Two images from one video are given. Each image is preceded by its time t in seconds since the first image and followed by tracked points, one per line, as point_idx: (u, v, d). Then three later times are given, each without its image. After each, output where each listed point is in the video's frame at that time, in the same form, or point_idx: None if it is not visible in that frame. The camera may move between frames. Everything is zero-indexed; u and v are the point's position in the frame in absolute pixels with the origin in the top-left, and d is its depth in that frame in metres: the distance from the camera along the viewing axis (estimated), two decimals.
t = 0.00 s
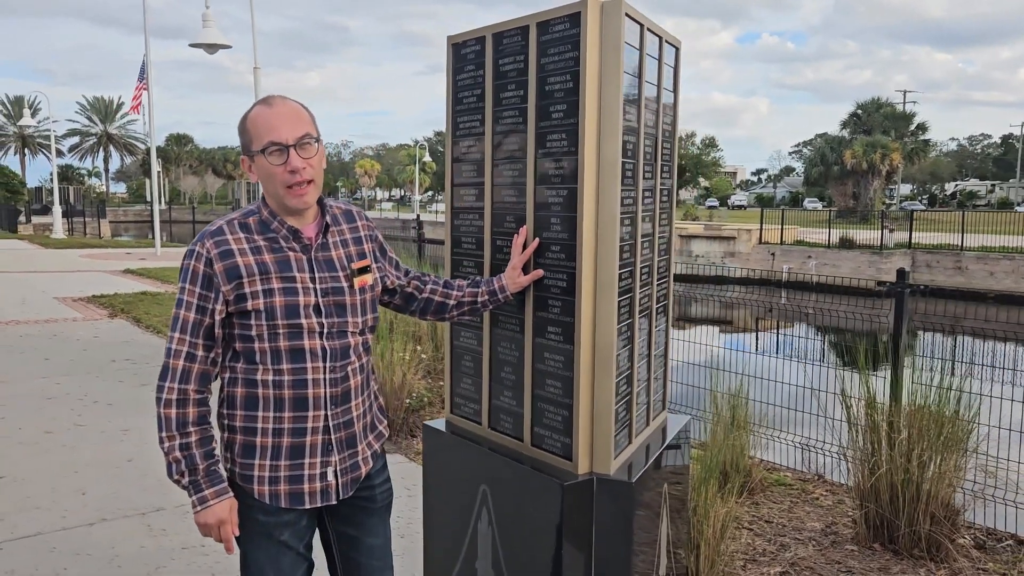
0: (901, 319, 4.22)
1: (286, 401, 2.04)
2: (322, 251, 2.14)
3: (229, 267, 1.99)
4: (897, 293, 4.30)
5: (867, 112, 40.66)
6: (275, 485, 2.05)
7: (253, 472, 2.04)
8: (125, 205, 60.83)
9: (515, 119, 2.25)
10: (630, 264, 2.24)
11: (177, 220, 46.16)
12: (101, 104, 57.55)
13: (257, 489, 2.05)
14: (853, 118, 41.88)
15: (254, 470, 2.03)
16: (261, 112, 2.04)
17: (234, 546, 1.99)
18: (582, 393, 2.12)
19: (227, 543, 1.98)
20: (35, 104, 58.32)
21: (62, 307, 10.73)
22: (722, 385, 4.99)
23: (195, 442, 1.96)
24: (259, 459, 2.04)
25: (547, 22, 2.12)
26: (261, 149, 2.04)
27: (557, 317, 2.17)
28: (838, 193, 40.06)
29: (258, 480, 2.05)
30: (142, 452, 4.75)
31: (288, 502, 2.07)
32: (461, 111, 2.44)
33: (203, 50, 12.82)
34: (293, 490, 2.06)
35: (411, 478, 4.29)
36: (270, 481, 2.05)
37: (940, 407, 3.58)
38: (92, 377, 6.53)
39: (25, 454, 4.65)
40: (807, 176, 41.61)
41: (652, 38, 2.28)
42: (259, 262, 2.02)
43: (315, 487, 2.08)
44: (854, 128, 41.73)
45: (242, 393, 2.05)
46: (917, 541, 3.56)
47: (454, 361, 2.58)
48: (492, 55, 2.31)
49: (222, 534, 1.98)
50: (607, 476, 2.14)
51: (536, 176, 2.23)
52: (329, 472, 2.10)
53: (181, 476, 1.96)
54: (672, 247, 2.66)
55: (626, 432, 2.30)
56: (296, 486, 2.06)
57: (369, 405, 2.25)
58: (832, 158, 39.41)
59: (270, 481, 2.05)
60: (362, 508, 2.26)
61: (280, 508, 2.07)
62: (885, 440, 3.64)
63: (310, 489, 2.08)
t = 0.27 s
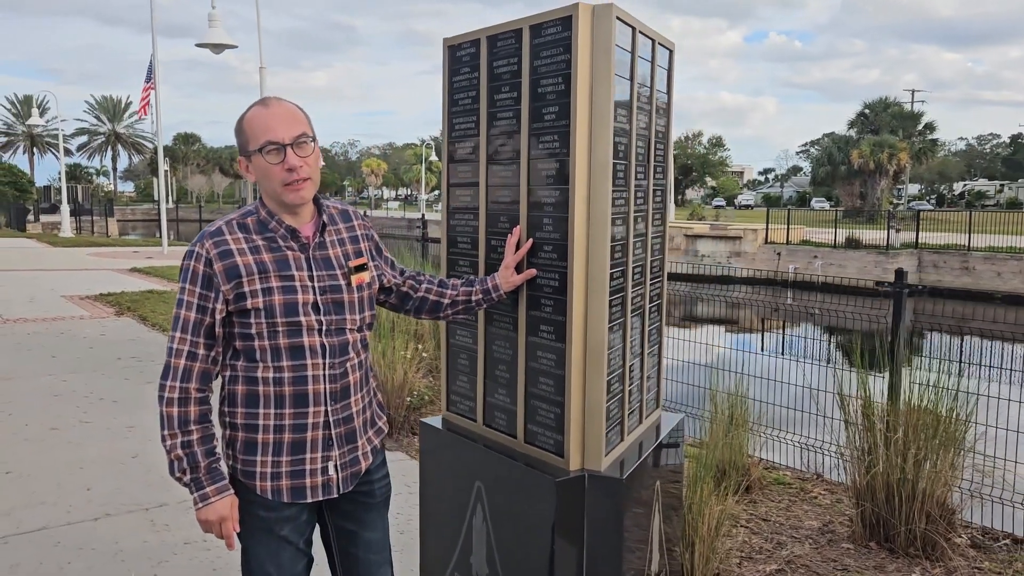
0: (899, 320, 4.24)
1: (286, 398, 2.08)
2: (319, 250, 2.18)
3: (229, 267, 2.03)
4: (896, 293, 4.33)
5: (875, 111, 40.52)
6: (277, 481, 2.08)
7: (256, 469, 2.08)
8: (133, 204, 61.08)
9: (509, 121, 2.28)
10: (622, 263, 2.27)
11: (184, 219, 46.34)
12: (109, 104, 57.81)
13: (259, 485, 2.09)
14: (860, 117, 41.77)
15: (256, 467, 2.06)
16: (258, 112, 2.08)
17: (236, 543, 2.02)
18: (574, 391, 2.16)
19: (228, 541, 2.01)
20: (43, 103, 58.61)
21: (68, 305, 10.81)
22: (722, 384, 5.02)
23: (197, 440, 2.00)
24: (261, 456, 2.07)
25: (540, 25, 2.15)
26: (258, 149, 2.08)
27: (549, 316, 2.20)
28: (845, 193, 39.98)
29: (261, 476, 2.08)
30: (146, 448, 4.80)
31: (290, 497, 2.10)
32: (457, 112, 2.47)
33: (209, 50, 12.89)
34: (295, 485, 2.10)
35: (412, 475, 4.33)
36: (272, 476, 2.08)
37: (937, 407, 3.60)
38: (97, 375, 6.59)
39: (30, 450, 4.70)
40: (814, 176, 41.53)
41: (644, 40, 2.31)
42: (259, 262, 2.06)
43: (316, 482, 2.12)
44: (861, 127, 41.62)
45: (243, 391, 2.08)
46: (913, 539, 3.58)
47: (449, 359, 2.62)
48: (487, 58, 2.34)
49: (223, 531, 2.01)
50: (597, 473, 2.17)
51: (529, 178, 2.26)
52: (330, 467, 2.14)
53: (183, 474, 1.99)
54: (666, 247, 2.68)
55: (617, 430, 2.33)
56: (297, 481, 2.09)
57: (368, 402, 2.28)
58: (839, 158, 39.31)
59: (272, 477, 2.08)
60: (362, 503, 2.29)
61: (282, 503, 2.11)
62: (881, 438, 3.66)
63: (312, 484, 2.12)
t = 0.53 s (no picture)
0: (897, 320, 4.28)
1: (290, 392, 2.12)
2: (320, 247, 2.22)
3: (231, 264, 2.06)
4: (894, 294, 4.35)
5: (882, 111, 40.40)
6: (282, 474, 2.12)
7: (261, 462, 2.12)
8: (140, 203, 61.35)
9: (501, 123, 2.32)
10: (613, 263, 2.30)
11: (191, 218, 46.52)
12: (117, 103, 58.07)
13: (264, 479, 2.13)
14: (867, 117, 41.67)
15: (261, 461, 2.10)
16: (257, 113, 2.11)
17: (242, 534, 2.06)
18: (564, 388, 2.20)
19: (235, 532, 2.04)
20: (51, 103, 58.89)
21: (75, 303, 10.89)
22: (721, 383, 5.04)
23: (200, 435, 2.03)
24: (267, 450, 2.12)
25: (531, 28, 2.19)
26: (257, 150, 2.11)
27: (540, 314, 2.24)
28: (852, 193, 39.90)
29: (266, 470, 2.12)
30: (149, 445, 4.85)
31: (295, 490, 2.14)
32: (451, 114, 2.51)
33: (214, 50, 12.96)
34: (299, 477, 2.13)
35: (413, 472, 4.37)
36: (277, 470, 2.12)
37: (931, 407, 3.62)
38: (103, 373, 6.65)
39: (34, 447, 4.76)
40: (821, 176, 41.45)
41: (634, 43, 2.35)
42: (260, 260, 2.10)
43: (321, 474, 2.16)
44: (868, 127, 41.53)
45: (247, 387, 2.11)
46: (907, 538, 3.60)
47: (443, 357, 2.65)
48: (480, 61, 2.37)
49: (229, 523, 2.03)
50: (586, 469, 2.21)
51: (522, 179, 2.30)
52: (334, 459, 2.18)
53: (189, 466, 2.03)
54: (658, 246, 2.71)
55: (607, 426, 2.36)
56: (302, 474, 2.13)
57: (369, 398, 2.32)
58: (846, 158, 39.24)
59: (277, 470, 2.12)
60: (362, 498, 2.32)
61: (287, 497, 2.14)
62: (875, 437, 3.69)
63: (316, 476, 2.16)
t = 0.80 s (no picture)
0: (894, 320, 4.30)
1: (292, 385, 2.15)
2: (317, 243, 2.26)
3: (230, 258, 2.10)
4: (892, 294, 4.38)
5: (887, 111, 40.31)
6: (284, 465, 2.15)
7: (263, 454, 2.15)
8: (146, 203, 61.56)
9: (494, 122, 2.35)
10: (604, 260, 2.34)
11: (197, 218, 46.66)
12: (123, 103, 58.28)
13: (267, 470, 2.16)
14: (873, 118, 41.60)
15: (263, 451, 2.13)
16: (258, 112, 2.15)
17: (290, 414, 1.92)
18: (554, 383, 2.24)
19: (278, 415, 1.91)
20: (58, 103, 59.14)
21: (80, 302, 10.97)
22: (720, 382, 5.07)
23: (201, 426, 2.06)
24: (268, 442, 2.15)
25: (522, 29, 2.22)
26: (255, 148, 2.15)
27: (531, 310, 2.28)
28: (857, 193, 39.84)
29: (268, 461, 2.15)
30: (152, 442, 4.90)
31: (296, 481, 2.17)
32: (445, 113, 2.54)
33: (218, 50, 13.03)
34: (301, 468, 2.17)
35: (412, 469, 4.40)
36: (279, 461, 2.15)
37: (924, 405, 3.64)
38: (106, 370, 6.70)
39: (38, 443, 4.81)
40: (827, 176, 41.40)
41: (626, 43, 2.38)
42: (258, 255, 2.14)
43: (321, 465, 2.19)
44: (874, 127, 41.46)
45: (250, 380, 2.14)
46: (901, 536, 3.62)
47: (437, 353, 2.68)
48: (473, 61, 2.41)
49: (273, 414, 1.91)
50: (576, 463, 2.25)
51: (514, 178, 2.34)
52: (335, 450, 2.21)
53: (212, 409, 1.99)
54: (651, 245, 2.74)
55: (598, 421, 2.39)
56: (303, 465, 2.17)
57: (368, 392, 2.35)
58: (852, 158, 39.18)
59: (278, 462, 2.15)
60: (361, 491, 2.35)
61: (288, 487, 2.18)
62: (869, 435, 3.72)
63: (317, 467, 2.19)
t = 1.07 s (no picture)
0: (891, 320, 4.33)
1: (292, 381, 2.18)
2: (320, 243, 2.28)
3: (236, 252, 2.13)
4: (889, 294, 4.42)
5: (891, 112, 40.26)
6: (282, 459, 2.18)
7: (261, 448, 2.18)
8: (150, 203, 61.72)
9: (488, 122, 2.38)
10: (598, 259, 2.36)
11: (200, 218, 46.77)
12: (127, 103, 58.43)
13: (265, 464, 2.18)
14: (877, 118, 41.54)
15: (262, 445, 2.17)
16: (262, 109, 2.20)
17: (356, 356, 2.00)
18: (547, 379, 2.27)
19: (345, 360, 1.99)
20: (62, 103, 59.32)
21: (84, 301, 11.02)
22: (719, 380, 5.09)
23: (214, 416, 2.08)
24: (266, 437, 2.18)
25: (517, 30, 2.25)
26: (258, 144, 2.19)
27: (525, 308, 2.31)
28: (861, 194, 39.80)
29: (266, 455, 2.18)
30: (153, 439, 4.93)
31: (294, 475, 2.20)
32: (441, 113, 2.57)
33: (222, 51, 13.08)
34: (298, 464, 2.19)
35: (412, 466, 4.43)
36: (276, 455, 2.18)
37: (918, 403, 3.67)
38: (109, 369, 6.75)
39: (41, 440, 4.85)
40: (831, 176, 41.37)
41: (620, 45, 2.40)
42: (262, 252, 2.17)
43: (317, 462, 2.21)
44: (878, 128, 41.41)
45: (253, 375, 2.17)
46: (896, 533, 3.64)
47: (433, 351, 2.71)
48: (468, 62, 2.43)
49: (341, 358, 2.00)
50: (570, 459, 2.28)
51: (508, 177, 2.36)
52: (330, 449, 2.23)
53: (264, 382, 2.02)
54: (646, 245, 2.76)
55: (592, 418, 2.41)
56: (300, 460, 2.19)
57: (368, 391, 2.37)
58: (855, 158, 39.14)
59: (276, 456, 2.18)
60: (358, 486, 2.38)
61: (286, 482, 2.20)
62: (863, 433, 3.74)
63: (314, 463, 2.21)
